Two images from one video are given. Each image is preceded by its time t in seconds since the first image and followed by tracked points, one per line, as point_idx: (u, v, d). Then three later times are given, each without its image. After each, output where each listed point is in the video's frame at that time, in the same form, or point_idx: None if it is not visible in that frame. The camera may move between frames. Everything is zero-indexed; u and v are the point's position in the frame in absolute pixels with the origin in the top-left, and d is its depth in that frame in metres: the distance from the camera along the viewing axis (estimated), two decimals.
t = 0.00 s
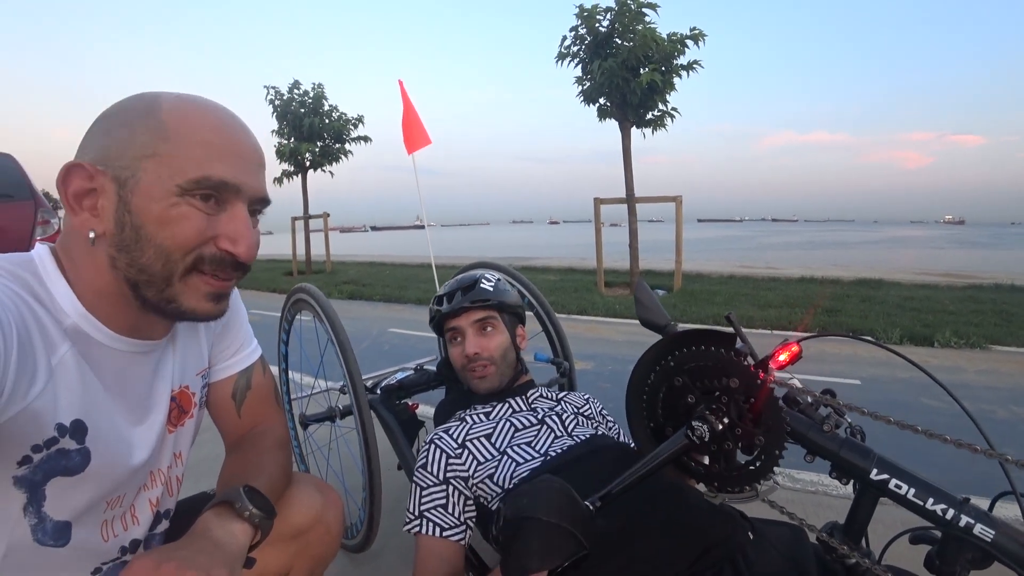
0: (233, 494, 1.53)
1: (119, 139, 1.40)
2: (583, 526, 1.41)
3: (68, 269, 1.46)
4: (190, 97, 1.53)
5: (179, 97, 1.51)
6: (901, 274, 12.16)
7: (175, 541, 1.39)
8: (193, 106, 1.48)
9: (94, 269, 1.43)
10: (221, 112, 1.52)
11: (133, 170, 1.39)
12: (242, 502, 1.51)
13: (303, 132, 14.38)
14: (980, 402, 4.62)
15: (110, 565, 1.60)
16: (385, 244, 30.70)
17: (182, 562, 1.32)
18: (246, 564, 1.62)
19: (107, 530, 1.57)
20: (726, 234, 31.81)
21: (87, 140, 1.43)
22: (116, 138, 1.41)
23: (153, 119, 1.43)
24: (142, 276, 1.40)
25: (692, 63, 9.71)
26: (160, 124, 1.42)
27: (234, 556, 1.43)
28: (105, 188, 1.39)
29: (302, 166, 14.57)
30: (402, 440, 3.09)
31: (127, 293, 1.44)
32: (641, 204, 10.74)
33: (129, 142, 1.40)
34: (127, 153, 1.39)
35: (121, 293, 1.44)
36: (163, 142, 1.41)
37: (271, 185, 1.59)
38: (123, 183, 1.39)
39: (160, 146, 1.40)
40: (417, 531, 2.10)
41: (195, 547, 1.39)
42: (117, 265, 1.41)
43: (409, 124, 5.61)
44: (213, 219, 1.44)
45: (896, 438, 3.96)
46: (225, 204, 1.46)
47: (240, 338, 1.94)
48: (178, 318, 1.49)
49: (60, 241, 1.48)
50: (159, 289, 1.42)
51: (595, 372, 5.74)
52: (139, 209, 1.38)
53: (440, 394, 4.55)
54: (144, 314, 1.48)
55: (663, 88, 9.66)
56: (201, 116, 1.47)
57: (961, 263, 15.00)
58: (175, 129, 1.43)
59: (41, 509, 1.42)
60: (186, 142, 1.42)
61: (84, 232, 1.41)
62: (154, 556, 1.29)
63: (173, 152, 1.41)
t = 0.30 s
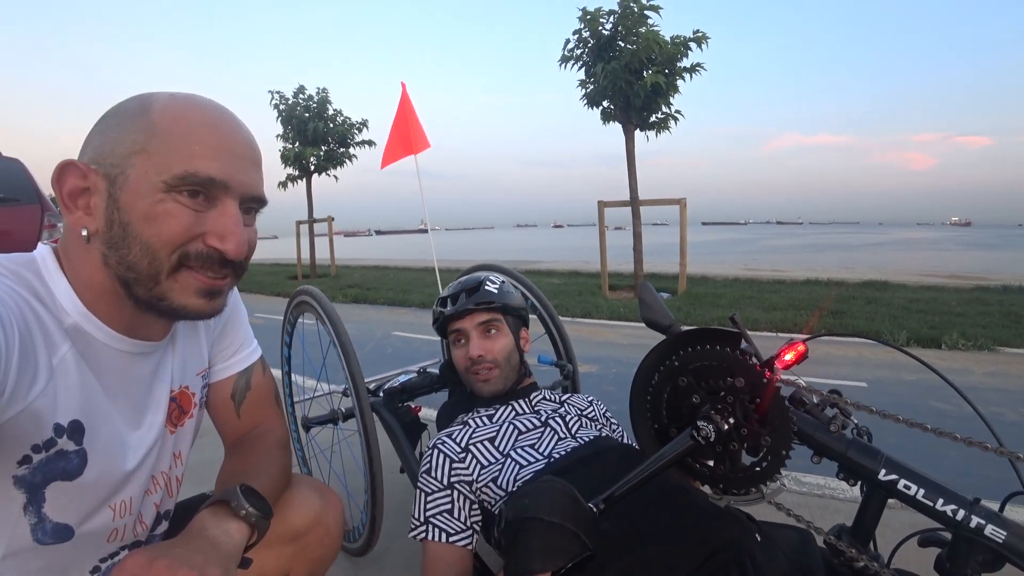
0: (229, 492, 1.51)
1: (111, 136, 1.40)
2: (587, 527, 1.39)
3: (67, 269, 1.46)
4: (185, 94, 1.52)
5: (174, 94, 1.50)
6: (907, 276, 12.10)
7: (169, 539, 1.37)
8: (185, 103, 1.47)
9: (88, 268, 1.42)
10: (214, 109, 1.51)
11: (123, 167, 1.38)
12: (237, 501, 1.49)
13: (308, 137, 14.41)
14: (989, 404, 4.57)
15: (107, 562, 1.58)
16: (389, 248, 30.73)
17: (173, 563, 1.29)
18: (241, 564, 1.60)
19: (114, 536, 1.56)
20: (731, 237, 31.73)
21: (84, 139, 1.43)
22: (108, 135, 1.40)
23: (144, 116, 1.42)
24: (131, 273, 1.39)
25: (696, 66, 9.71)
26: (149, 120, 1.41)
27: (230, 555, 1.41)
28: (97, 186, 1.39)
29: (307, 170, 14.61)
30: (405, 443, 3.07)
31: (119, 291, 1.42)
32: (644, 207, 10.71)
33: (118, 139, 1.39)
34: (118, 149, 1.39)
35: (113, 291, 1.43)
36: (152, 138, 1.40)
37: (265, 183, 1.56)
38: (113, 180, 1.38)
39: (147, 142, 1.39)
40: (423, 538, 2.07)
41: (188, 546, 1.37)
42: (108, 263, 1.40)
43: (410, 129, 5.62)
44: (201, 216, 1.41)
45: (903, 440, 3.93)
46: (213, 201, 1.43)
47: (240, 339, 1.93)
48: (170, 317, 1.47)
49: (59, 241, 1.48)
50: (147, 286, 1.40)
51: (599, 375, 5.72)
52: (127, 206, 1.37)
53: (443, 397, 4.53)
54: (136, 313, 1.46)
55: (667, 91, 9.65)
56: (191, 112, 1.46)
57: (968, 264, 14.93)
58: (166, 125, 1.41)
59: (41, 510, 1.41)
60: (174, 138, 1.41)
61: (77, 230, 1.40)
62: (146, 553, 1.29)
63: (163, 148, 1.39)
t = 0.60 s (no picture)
0: (235, 498, 1.52)
1: (113, 143, 1.41)
2: (593, 534, 1.39)
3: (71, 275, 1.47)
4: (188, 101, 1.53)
5: (176, 101, 1.51)
6: (912, 280, 12.08)
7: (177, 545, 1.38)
8: (186, 109, 1.48)
9: (91, 276, 1.43)
10: (215, 115, 1.51)
11: (124, 174, 1.39)
12: (244, 507, 1.50)
13: (311, 140, 14.45)
14: (995, 409, 4.56)
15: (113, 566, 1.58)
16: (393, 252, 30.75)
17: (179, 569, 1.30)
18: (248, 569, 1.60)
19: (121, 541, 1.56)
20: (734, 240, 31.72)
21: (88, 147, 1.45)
22: (110, 142, 1.41)
23: (145, 123, 1.43)
24: (131, 281, 1.39)
25: (699, 69, 9.71)
26: (150, 127, 1.42)
27: (236, 562, 1.42)
28: (99, 194, 1.40)
29: (310, 174, 14.64)
30: (410, 448, 3.07)
31: (120, 298, 1.43)
32: (648, 210, 10.71)
33: (118, 146, 1.40)
34: (119, 156, 1.39)
35: (115, 299, 1.44)
36: (153, 145, 1.40)
37: (267, 189, 1.56)
38: (115, 187, 1.39)
39: (148, 149, 1.40)
40: (432, 545, 2.07)
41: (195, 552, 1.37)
42: (109, 271, 1.41)
43: (418, 132, 5.63)
44: (201, 224, 1.42)
45: (908, 445, 3.92)
46: (213, 208, 1.44)
47: (244, 344, 1.93)
48: (172, 324, 1.48)
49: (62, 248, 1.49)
50: (149, 294, 1.40)
51: (603, 379, 5.71)
52: (129, 213, 1.38)
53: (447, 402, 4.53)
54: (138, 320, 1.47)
55: (670, 95, 9.66)
56: (192, 118, 1.46)
57: (973, 268, 14.88)
58: (166, 131, 1.42)
59: (46, 515, 1.42)
60: (174, 145, 1.41)
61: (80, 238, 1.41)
62: (152, 558, 1.29)
63: (163, 154, 1.40)
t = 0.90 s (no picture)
0: (247, 502, 1.54)
1: (127, 150, 1.44)
2: (604, 533, 1.42)
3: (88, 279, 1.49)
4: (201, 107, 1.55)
5: (189, 108, 1.53)
6: (914, 282, 12.09)
7: (192, 549, 1.40)
8: (197, 115, 1.50)
9: (105, 280, 1.46)
10: (226, 121, 1.53)
11: (137, 180, 1.41)
12: (257, 511, 1.52)
13: (314, 141, 14.47)
14: (997, 411, 4.58)
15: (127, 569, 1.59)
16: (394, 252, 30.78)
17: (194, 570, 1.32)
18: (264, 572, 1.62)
19: (134, 543, 1.57)
20: (736, 242, 31.76)
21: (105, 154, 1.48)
22: (125, 150, 1.44)
23: (158, 130, 1.45)
24: (142, 285, 1.42)
25: (702, 72, 9.74)
26: (161, 134, 1.44)
27: (250, 566, 1.44)
28: (114, 200, 1.42)
29: (313, 175, 14.67)
30: (416, 449, 3.09)
31: (133, 301, 1.46)
32: (650, 212, 10.74)
33: (130, 154, 1.43)
34: (133, 163, 1.42)
35: (129, 303, 1.46)
36: (164, 151, 1.43)
37: (278, 192, 1.57)
38: (128, 194, 1.41)
39: (160, 156, 1.42)
40: (443, 546, 2.09)
41: (209, 555, 1.40)
42: (122, 276, 1.44)
43: (434, 130, 5.66)
44: (210, 229, 1.44)
45: (911, 447, 3.94)
46: (223, 213, 1.46)
47: (257, 348, 1.95)
48: (183, 329, 1.50)
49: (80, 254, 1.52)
50: (160, 298, 1.43)
51: (606, 381, 5.73)
52: (140, 219, 1.40)
53: (452, 403, 4.56)
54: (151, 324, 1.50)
55: (673, 97, 9.69)
56: (202, 124, 1.48)
57: (974, 270, 14.90)
58: (177, 138, 1.44)
59: (62, 515, 1.42)
60: (184, 151, 1.43)
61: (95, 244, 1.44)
62: (169, 561, 1.33)
63: (173, 161, 1.42)
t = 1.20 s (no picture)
0: (290, 505, 1.63)
1: (162, 165, 1.48)
2: (618, 528, 1.50)
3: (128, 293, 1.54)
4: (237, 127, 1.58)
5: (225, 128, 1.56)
6: (908, 278, 12.22)
7: (241, 552, 1.48)
8: (229, 132, 1.52)
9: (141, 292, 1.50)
10: (254, 137, 1.53)
11: (165, 193, 1.44)
12: (299, 514, 1.61)
13: (310, 144, 14.53)
14: (990, 405, 4.68)
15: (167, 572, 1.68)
16: (391, 254, 30.83)
17: (252, 570, 1.42)
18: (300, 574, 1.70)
19: (171, 546, 1.64)
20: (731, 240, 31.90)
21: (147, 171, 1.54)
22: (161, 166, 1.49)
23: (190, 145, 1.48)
24: (160, 295, 1.42)
25: (696, 72, 9.85)
26: (192, 149, 1.47)
27: (296, 565, 1.53)
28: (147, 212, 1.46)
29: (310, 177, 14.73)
30: (427, 451, 3.18)
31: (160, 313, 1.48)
32: (647, 212, 10.84)
33: (161, 169, 1.47)
34: (164, 177, 1.45)
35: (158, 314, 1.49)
36: (192, 165, 1.45)
37: (302, 209, 1.55)
38: (157, 206, 1.44)
39: (186, 169, 1.45)
40: (460, 546, 2.18)
41: (258, 556, 1.48)
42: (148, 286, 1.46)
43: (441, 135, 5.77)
44: (227, 241, 1.43)
45: (907, 443, 4.04)
46: (242, 227, 1.45)
47: (284, 357, 2.03)
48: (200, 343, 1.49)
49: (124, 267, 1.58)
50: (175, 309, 1.42)
51: (607, 381, 5.82)
52: (163, 229, 1.42)
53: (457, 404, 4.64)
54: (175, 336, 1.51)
55: (668, 97, 9.79)
56: (228, 139, 1.50)
57: (967, 265, 15.06)
58: (204, 152, 1.46)
59: (105, 518, 1.48)
60: (207, 164, 1.44)
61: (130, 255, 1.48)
62: (226, 561, 1.40)
63: (198, 173, 1.44)
